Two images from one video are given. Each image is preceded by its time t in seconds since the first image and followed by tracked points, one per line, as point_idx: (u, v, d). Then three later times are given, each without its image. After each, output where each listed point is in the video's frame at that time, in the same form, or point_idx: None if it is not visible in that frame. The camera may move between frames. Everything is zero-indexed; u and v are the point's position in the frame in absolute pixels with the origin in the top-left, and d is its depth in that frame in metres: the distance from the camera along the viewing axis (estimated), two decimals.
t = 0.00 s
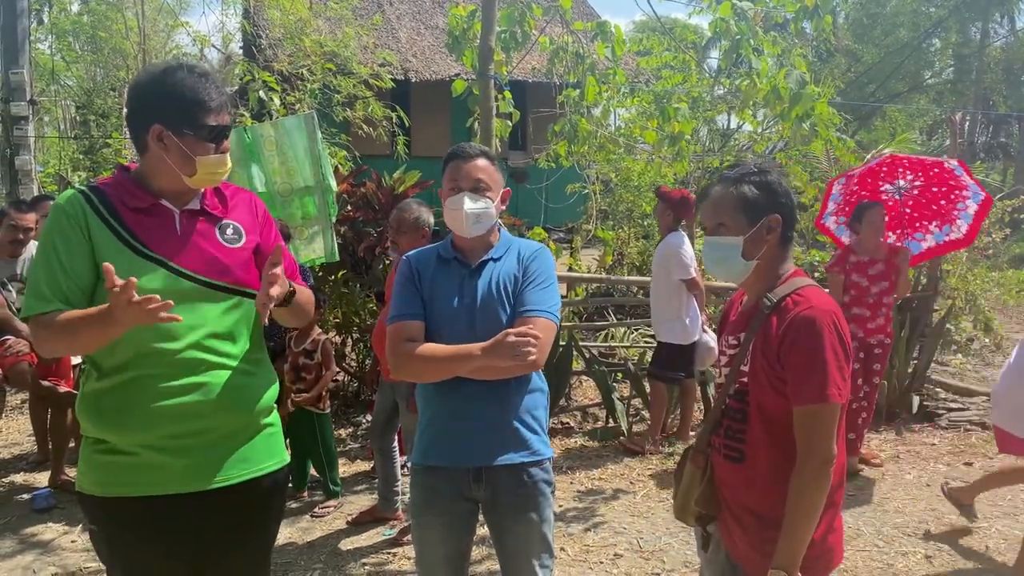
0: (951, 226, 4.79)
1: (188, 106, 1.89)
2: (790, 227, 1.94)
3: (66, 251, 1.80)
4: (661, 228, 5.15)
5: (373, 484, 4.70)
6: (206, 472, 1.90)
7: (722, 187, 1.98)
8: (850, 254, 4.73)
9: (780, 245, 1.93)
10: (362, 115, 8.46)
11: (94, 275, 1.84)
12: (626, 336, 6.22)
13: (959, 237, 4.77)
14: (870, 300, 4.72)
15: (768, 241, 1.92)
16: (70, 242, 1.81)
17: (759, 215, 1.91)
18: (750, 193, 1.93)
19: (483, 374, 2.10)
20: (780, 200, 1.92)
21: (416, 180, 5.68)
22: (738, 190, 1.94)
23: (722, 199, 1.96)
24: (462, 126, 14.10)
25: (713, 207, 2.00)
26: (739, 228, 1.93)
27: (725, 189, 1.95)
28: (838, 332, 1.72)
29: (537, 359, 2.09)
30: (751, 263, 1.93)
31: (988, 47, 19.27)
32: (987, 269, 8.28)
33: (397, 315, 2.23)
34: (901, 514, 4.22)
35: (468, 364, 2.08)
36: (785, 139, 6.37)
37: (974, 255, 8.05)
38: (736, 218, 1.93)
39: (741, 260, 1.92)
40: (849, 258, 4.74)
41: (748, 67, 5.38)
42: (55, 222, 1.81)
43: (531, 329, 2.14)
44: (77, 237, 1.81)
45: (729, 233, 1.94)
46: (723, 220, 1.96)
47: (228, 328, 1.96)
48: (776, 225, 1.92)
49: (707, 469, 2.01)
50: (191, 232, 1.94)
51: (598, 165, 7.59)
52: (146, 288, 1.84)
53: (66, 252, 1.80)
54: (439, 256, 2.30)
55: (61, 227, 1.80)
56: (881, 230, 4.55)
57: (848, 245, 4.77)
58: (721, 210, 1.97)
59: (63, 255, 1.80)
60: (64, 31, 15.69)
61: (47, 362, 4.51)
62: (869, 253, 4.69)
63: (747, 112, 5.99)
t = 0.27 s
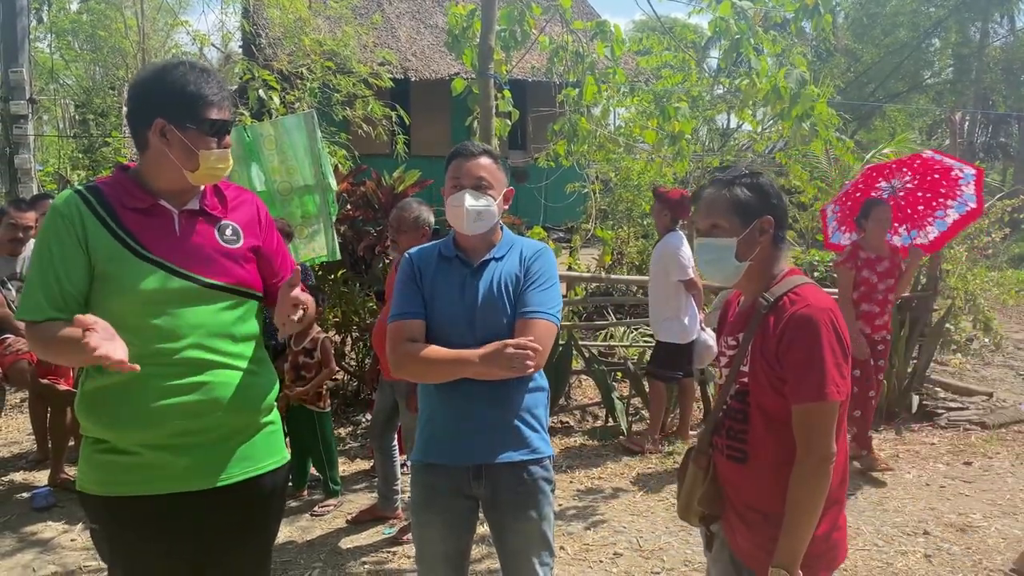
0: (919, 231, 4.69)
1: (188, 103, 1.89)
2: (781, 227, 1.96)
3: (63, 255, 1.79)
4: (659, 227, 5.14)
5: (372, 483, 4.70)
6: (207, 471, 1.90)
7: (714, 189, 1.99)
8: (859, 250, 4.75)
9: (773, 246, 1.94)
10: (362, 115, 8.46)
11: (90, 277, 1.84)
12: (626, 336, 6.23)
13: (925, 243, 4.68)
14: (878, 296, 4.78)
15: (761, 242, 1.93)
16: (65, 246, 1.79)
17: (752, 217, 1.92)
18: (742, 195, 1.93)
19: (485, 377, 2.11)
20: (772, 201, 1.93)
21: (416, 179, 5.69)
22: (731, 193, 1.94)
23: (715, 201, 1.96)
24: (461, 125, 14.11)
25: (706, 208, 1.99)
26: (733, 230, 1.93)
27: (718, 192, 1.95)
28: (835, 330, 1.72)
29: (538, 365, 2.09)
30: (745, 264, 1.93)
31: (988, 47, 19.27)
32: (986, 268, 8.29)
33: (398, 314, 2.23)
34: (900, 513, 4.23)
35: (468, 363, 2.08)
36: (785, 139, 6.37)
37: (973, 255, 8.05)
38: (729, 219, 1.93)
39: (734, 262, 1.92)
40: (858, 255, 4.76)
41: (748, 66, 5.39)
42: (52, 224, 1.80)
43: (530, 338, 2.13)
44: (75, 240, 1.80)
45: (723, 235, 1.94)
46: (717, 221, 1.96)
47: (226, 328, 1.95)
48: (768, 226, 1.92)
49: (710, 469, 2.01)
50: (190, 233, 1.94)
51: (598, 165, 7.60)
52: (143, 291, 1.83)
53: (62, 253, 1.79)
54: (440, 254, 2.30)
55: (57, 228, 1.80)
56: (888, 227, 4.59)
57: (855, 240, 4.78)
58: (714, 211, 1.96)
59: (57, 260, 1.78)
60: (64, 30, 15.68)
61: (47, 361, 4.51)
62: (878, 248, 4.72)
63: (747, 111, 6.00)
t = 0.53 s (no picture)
0: (906, 230, 4.73)
1: (186, 101, 1.89)
2: (770, 229, 1.96)
3: (61, 255, 1.79)
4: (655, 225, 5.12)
5: (372, 481, 4.70)
6: (207, 470, 1.90)
7: (702, 194, 1.98)
8: (866, 249, 4.72)
9: (763, 248, 1.94)
10: (361, 113, 8.45)
11: (88, 277, 1.84)
12: (626, 335, 6.23)
13: (909, 242, 4.73)
14: (883, 295, 4.79)
15: (751, 244, 1.92)
16: (62, 246, 1.80)
17: (740, 220, 1.92)
18: (731, 199, 1.93)
19: (483, 377, 2.11)
20: (761, 203, 1.93)
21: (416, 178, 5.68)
22: (719, 197, 1.94)
23: (704, 205, 1.96)
24: (461, 124, 14.11)
25: (695, 212, 1.99)
26: (722, 234, 1.93)
27: (706, 197, 1.95)
28: (830, 329, 1.72)
29: (535, 366, 2.09)
30: (735, 267, 1.93)
31: (988, 46, 19.27)
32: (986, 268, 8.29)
33: (396, 312, 2.24)
34: (899, 512, 4.23)
35: (466, 362, 2.09)
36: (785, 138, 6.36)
37: (973, 254, 8.05)
38: (717, 222, 1.93)
39: (724, 266, 1.92)
40: (865, 253, 4.73)
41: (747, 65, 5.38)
42: (49, 224, 1.80)
43: (528, 337, 2.13)
44: (72, 240, 1.80)
45: (713, 240, 1.94)
46: (707, 225, 1.95)
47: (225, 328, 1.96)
48: (758, 229, 1.92)
49: (710, 471, 2.01)
50: (189, 232, 1.93)
51: (598, 164, 7.60)
52: (142, 291, 1.84)
53: (59, 254, 1.80)
54: (439, 252, 2.30)
55: (55, 228, 1.80)
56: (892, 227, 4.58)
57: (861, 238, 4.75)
58: (705, 214, 1.95)
59: (54, 260, 1.79)
60: (64, 28, 15.66)
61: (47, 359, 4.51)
62: (882, 247, 4.73)
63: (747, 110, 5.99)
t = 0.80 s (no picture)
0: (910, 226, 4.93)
1: (187, 102, 1.88)
2: (759, 229, 1.96)
3: (60, 254, 1.80)
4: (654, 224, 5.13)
5: (371, 480, 4.70)
6: (207, 469, 1.90)
7: (691, 196, 1.98)
8: (870, 248, 4.68)
9: (753, 249, 1.94)
10: (361, 112, 8.45)
11: (86, 274, 1.83)
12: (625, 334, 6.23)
13: (911, 239, 4.93)
14: (886, 294, 4.78)
15: (742, 245, 1.93)
16: (61, 243, 1.80)
17: (730, 222, 1.92)
18: (721, 202, 1.93)
19: (483, 376, 2.11)
20: (750, 204, 1.94)
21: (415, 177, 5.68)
22: (708, 199, 1.94)
23: (692, 208, 1.96)
24: (461, 123, 14.10)
25: (684, 214, 1.98)
26: (712, 236, 1.93)
27: (695, 199, 1.95)
28: (824, 327, 1.72)
29: (534, 365, 2.09)
30: (726, 268, 1.93)
31: (988, 46, 19.27)
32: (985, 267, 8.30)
33: (395, 312, 2.23)
34: (898, 511, 4.23)
35: (466, 362, 2.09)
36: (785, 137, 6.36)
37: (973, 254, 8.05)
38: (707, 223, 1.93)
39: (715, 267, 1.92)
40: (870, 253, 4.69)
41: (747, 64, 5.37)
42: (48, 222, 1.80)
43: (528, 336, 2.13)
44: (71, 238, 1.81)
45: (703, 241, 1.94)
46: (697, 227, 1.95)
47: (224, 326, 1.95)
48: (747, 230, 1.92)
49: (711, 473, 2.01)
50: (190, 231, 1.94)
51: (598, 163, 7.59)
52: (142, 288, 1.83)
53: (59, 251, 1.80)
54: (438, 251, 2.30)
55: (54, 226, 1.80)
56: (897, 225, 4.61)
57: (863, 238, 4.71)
58: (694, 215, 1.95)
59: (53, 257, 1.79)
60: (63, 26, 15.62)
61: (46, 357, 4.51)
62: (884, 247, 4.73)
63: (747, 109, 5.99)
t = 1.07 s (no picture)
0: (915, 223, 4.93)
1: (172, 93, 1.89)
2: (749, 228, 1.96)
3: (57, 253, 1.79)
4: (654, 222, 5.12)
5: (371, 478, 4.70)
6: (206, 468, 1.90)
7: (681, 196, 1.97)
8: (874, 248, 4.66)
9: (743, 247, 1.94)
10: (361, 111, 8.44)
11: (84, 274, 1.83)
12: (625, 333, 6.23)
13: (917, 236, 4.92)
14: (891, 296, 4.76)
15: (733, 244, 1.93)
16: (59, 243, 1.80)
17: (720, 220, 1.92)
18: (711, 201, 1.93)
19: (483, 375, 2.11)
20: (739, 202, 1.94)
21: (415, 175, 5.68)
22: (698, 198, 1.94)
23: (681, 208, 1.95)
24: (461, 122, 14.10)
25: (673, 214, 1.98)
26: (702, 235, 1.93)
27: (686, 198, 1.94)
28: (818, 324, 1.72)
29: (536, 364, 2.10)
30: (718, 268, 1.93)
31: (988, 45, 19.28)
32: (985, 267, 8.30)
33: (394, 311, 2.23)
34: (898, 510, 4.24)
35: (466, 361, 2.09)
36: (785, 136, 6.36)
37: (973, 253, 8.05)
38: (698, 223, 1.93)
39: (707, 267, 1.91)
40: (874, 253, 4.65)
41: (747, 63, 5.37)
42: (46, 222, 1.80)
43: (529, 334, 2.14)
44: (68, 237, 1.80)
45: (695, 241, 1.93)
46: (688, 226, 1.94)
47: (224, 326, 1.95)
48: (737, 229, 1.93)
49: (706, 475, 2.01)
50: (186, 229, 1.93)
51: (598, 162, 7.60)
52: (143, 286, 1.83)
53: (57, 251, 1.79)
54: (437, 250, 2.30)
55: (52, 226, 1.80)
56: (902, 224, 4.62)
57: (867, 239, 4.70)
58: (679, 215, 1.95)
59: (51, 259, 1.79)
60: (63, 24, 15.60)
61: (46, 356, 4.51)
62: (888, 247, 4.71)
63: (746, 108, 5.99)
